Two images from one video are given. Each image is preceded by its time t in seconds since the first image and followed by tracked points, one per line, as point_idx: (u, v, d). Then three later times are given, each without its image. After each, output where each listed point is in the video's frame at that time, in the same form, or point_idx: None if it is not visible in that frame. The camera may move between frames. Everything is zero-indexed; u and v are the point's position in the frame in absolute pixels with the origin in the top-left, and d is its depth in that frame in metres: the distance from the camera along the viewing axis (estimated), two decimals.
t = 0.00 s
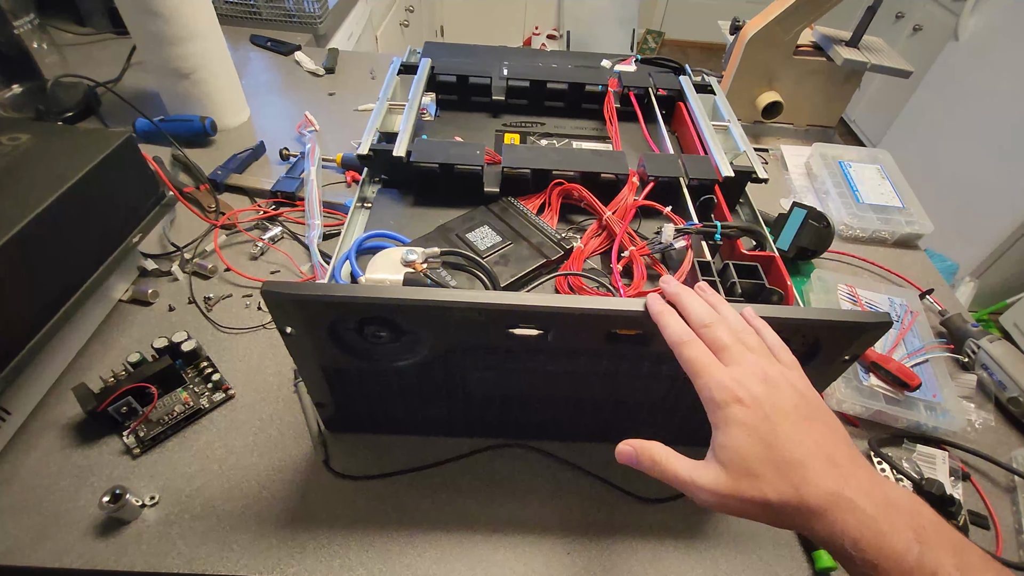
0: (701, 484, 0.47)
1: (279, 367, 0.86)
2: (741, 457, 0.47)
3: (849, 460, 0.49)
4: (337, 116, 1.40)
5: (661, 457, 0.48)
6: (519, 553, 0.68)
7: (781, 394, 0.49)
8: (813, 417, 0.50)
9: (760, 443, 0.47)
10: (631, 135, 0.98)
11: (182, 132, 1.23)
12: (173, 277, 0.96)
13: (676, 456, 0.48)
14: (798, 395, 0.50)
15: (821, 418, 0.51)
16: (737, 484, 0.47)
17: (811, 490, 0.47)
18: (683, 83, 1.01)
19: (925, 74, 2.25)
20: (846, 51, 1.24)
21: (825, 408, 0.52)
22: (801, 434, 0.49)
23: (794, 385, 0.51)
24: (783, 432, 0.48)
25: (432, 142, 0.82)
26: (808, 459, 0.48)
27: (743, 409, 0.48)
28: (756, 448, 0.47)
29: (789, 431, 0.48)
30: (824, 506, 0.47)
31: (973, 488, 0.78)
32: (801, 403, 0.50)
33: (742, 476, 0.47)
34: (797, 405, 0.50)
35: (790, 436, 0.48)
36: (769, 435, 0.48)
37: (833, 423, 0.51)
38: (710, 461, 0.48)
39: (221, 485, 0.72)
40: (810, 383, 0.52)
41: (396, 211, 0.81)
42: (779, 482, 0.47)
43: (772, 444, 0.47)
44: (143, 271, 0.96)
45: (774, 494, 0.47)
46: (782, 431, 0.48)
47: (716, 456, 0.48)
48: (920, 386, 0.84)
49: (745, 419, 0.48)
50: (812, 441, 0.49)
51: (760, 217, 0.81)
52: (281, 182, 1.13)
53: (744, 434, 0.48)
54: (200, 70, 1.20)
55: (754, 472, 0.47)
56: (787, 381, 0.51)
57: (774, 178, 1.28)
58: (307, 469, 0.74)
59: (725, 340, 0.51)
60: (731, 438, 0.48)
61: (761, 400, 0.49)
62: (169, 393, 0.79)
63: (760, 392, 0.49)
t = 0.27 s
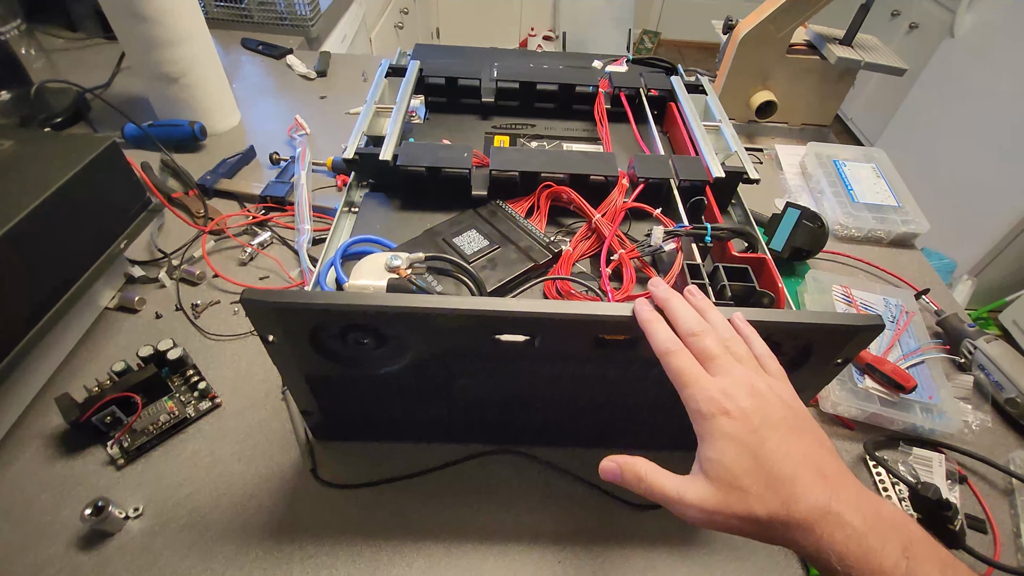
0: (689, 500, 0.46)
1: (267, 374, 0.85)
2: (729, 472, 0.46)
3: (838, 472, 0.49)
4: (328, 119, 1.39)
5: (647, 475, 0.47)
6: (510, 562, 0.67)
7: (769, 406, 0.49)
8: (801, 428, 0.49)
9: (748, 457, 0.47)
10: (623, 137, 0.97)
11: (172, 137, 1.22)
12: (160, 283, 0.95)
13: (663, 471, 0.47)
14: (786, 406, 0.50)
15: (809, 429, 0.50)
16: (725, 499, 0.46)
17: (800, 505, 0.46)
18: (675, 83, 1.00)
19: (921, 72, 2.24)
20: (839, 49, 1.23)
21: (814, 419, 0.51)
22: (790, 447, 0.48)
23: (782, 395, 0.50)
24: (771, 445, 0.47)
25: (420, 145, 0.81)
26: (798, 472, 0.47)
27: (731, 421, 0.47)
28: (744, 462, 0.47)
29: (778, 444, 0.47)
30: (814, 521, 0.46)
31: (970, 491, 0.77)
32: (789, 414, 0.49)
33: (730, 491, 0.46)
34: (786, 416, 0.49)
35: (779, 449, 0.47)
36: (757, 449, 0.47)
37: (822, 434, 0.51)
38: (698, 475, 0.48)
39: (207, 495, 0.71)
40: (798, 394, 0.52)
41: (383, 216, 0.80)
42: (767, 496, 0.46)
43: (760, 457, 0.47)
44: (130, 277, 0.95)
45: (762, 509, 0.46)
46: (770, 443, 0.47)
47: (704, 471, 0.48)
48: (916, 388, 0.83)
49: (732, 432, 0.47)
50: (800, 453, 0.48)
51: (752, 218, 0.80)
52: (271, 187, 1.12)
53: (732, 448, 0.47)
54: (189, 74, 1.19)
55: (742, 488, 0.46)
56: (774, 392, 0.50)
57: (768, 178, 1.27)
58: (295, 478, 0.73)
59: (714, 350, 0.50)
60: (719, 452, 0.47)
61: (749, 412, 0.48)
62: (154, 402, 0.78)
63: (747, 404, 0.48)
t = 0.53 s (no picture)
0: (683, 517, 0.45)
1: (257, 386, 0.84)
2: (725, 489, 0.45)
3: (834, 489, 0.48)
4: (321, 125, 1.38)
5: (640, 491, 0.46)
6: None
7: (763, 421, 0.48)
8: (795, 444, 0.49)
9: (742, 473, 0.46)
10: (616, 142, 0.96)
11: (163, 145, 1.21)
12: (150, 294, 0.94)
13: (656, 488, 0.46)
14: (780, 421, 0.49)
15: (803, 444, 0.49)
16: (719, 517, 0.45)
17: (795, 523, 0.45)
18: (667, 87, 1.00)
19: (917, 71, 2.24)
20: (833, 51, 1.23)
21: (807, 434, 0.50)
22: (785, 463, 0.47)
23: (774, 409, 0.50)
24: (766, 461, 0.46)
25: (410, 153, 0.80)
26: (793, 489, 0.46)
27: (725, 436, 0.46)
28: (738, 478, 0.46)
29: (773, 460, 0.47)
30: (810, 539, 0.45)
31: (968, 498, 0.76)
32: (782, 429, 0.49)
33: (725, 508, 0.45)
34: (780, 431, 0.48)
35: (774, 465, 0.46)
36: (752, 465, 0.46)
37: (816, 450, 0.50)
38: (692, 491, 0.47)
39: (195, 510, 0.70)
40: (790, 408, 0.51)
41: (374, 225, 0.79)
42: (762, 514, 0.45)
43: (755, 473, 0.46)
44: (120, 288, 0.94)
45: (756, 527, 0.45)
46: (765, 459, 0.46)
47: (698, 487, 0.47)
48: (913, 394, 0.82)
49: (726, 448, 0.46)
50: (795, 469, 0.47)
51: (746, 224, 0.80)
52: (262, 194, 1.11)
53: (727, 464, 0.46)
54: (179, 81, 1.18)
55: (737, 505, 0.45)
56: (768, 407, 0.49)
57: (763, 180, 1.27)
58: (286, 490, 0.72)
59: (707, 364, 0.49)
60: (713, 468, 0.46)
61: (742, 426, 0.47)
62: (143, 415, 0.77)
63: (741, 419, 0.47)
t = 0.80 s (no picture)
0: (679, 533, 0.45)
1: (248, 395, 0.82)
2: (721, 504, 0.45)
3: (833, 504, 0.47)
4: (313, 128, 1.37)
5: (634, 506, 0.46)
6: None
7: (759, 433, 0.47)
8: (792, 457, 0.48)
9: (738, 487, 0.45)
10: (610, 144, 0.95)
11: (153, 150, 1.19)
12: (139, 302, 0.93)
13: (651, 504, 0.46)
14: (776, 433, 0.48)
15: (800, 457, 0.48)
16: (715, 532, 0.45)
17: (794, 539, 0.44)
18: (662, 88, 0.99)
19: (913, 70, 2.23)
20: (829, 50, 1.22)
21: (805, 447, 0.50)
22: (782, 476, 0.46)
23: (771, 421, 0.49)
24: (763, 475, 0.46)
25: (401, 157, 0.79)
26: (791, 504, 0.45)
27: (719, 449, 0.46)
28: (734, 492, 0.45)
29: (770, 474, 0.46)
30: (810, 557, 0.44)
31: (969, 503, 0.75)
32: (779, 441, 0.48)
33: (721, 524, 0.45)
34: (776, 444, 0.48)
35: (771, 479, 0.46)
36: (748, 478, 0.45)
37: (814, 462, 0.49)
38: (687, 507, 0.46)
39: (184, 524, 0.68)
40: (787, 419, 0.50)
41: (365, 230, 0.78)
42: (759, 530, 0.44)
43: (751, 488, 0.45)
44: (108, 297, 0.92)
45: (754, 543, 0.44)
46: (762, 472, 0.46)
47: (694, 502, 0.46)
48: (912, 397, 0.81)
49: (722, 461, 0.46)
50: (793, 483, 0.46)
51: (743, 228, 0.79)
52: (254, 199, 1.10)
53: (722, 479, 0.45)
54: (168, 86, 1.17)
55: (734, 521, 0.44)
56: (764, 418, 0.48)
57: (760, 181, 1.26)
58: (277, 503, 0.71)
59: (702, 375, 0.49)
60: (708, 482, 0.46)
61: (738, 439, 0.46)
62: (131, 427, 0.76)
63: (737, 431, 0.47)
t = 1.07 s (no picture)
0: (678, 546, 0.44)
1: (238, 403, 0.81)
2: (721, 516, 0.44)
3: (836, 515, 0.46)
4: (305, 129, 1.35)
5: (630, 518, 0.46)
6: None
7: (759, 443, 0.46)
8: (794, 467, 0.47)
9: (739, 499, 0.44)
10: (605, 145, 0.94)
11: (143, 152, 1.17)
12: (127, 308, 0.91)
13: (647, 516, 0.45)
14: (777, 442, 0.47)
15: (802, 467, 0.47)
16: (715, 545, 0.44)
17: (798, 553, 0.43)
18: (657, 87, 0.98)
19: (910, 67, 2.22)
20: (826, 48, 1.20)
21: (808, 456, 0.49)
22: (784, 488, 0.45)
23: (771, 429, 0.48)
24: (764, 486, 0.45)
25: (391, 160, 0.77)
26: (793, 516, 0.44)
27: (718, 459, 0.45)
28: (735, 504, 0.44)
29: (771, 485, 0.45)
30: (814, 572, 0.43)
31: (971, 506, 0.74)
32: (780, 451, 0.47)
33: (721, 537, 0.44)
34: (777, 454, 0.46)
35: (772, 490, 0.44)
36: (749, 489, 0.44)
37: (816, 471, 0.48)
38: (687, 519, 0.45)
39: (171, 536, 0.67)
40: (786, 426, 0.49)
41: (356, 234, 0.76)
42: (762, 543, 0.43)
43: (753, 499, 0.44)
44: (96, 303, 0.91)
45: (757, 556, 0.43)
46: (763, 483, 0.44)
47: (694, 515, 0.45)
48: (913, 400, 0.80)
49: (721, 472, 0.45)
50: (795, 495, 0.45)
51: (740, 229, 0.78)
52: (245, 203, 1.08)
53: (722, 490, 0.44)
54: (157, 88, 1.15)
55: (735, 534, 0.43)
56: (764, 427, 0.47)
57: (757, 181, 1.24)
58: (267, 513, 0.70)
59: (700, 382, 0.48)
60: (708, 494, 0.44)
61: (738, 448, 0.45)
62: (118, 436, 0.74)
63: (737, 440, 0.45)
